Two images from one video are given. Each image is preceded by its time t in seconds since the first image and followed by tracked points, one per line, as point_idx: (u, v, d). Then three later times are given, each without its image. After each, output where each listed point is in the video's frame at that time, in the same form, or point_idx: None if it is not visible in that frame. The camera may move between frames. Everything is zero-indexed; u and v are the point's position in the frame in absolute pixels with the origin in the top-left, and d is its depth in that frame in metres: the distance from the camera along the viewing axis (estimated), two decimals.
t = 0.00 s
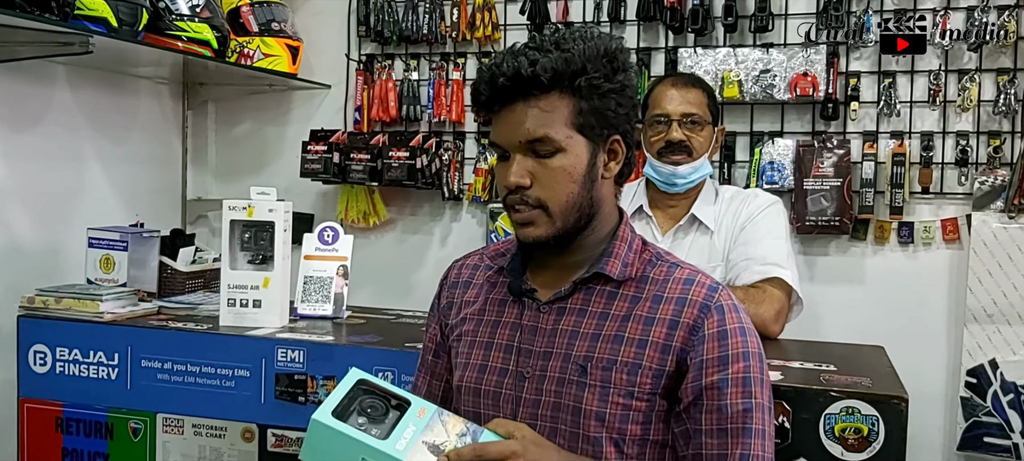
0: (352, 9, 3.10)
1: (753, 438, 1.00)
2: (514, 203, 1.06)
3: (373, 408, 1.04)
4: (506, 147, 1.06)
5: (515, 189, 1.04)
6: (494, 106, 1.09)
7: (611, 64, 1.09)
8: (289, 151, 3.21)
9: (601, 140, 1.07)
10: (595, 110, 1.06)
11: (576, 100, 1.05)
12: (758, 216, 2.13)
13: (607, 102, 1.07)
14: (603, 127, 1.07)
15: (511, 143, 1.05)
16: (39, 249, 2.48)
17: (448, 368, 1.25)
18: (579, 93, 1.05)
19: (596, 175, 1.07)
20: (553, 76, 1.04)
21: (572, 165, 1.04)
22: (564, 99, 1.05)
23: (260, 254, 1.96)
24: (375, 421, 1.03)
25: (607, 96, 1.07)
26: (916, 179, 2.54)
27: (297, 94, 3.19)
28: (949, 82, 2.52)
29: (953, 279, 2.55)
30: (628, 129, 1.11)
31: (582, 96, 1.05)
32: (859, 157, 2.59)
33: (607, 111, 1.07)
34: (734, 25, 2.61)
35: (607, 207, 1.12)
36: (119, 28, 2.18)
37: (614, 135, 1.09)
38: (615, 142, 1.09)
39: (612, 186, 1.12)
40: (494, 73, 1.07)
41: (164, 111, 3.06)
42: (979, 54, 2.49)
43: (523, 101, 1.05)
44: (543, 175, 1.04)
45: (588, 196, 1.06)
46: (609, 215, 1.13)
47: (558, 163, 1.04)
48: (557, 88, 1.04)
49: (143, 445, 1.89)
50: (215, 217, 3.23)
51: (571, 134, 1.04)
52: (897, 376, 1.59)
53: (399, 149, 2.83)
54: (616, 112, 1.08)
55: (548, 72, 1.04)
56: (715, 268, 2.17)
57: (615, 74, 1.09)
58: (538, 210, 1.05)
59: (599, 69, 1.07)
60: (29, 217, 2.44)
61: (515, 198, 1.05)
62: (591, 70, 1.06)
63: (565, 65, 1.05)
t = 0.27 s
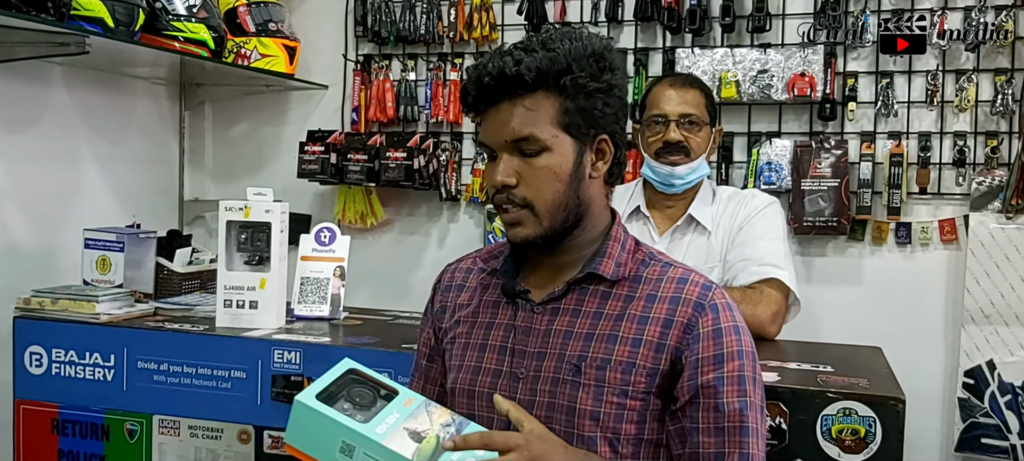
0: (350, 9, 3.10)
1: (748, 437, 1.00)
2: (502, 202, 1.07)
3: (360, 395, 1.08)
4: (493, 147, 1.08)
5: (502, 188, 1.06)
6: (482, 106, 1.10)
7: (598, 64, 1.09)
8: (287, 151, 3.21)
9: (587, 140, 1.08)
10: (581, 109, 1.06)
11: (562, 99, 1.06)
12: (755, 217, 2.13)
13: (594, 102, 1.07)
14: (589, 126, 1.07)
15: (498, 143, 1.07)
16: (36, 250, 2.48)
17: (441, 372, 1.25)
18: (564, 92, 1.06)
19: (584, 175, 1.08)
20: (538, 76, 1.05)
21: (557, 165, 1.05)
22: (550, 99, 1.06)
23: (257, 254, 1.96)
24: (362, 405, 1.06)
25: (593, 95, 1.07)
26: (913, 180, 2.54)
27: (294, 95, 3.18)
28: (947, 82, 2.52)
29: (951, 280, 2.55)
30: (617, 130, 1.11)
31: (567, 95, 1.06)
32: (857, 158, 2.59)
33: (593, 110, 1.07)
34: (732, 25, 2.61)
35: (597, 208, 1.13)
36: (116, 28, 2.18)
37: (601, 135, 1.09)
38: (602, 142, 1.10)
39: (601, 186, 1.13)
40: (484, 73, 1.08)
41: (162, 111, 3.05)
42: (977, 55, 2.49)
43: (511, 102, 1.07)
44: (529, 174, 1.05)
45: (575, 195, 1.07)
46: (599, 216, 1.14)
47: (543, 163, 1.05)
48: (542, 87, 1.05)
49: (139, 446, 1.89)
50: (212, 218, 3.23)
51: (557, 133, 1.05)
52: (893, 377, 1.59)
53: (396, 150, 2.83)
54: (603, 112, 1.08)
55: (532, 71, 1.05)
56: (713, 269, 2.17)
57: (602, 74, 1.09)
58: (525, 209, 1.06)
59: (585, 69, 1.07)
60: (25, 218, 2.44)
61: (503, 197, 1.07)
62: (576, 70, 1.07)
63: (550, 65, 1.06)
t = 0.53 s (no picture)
0: (348, 9, 3.10)
1: (740, 431, 1.00)
2: (498, 200, 1.07)
3: (351, 395, 1.08)
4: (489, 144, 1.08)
5: (498, 186, 1.06)
6: (480, 103, 1.11)
7: (595, 64, 1.10)
8: (285, 152, 3.20)
9: (584, 138, 1.08)
10: (578, 108, 1.07)
11: (559, 98, 1.06)
12: (754, 217, 2.12)
13: (590, 101, 1.08)
14: (585, 125, 1.07)
15: (495, 140, 1.07)
16: (34, 250, 2.48)
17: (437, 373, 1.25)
18: (561, 90, 1.06)
19: (581, 173, 1.08)
20: (536, 73, 1.06)
21: (553, 163, 1.05)
22: (547, 97, 1.06)
23: (255, 254, 1.95)
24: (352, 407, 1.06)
25: (590, 94, 1.08)
26: (912, 179, 2.54)
27: (292, 95, 3.18)
28: (945, 82, 2.52)
29: (949, 280, 2.55)
30: (611, 128, 1.12)
31: (564, 93, 1.06)
32: (855, 158, 2.58)
33: (589, 109, 1.08)
34: (730, 25, 2.61)
35: (592, 206, 1.14)
36: (113, 28, 2.17)
37: (597, 134, 1.10)
38: (598, 141, 1.10)
39: (595, 184, 1.13)
40: (483, 69, 1.09)
41: (160, 112, 3.04)
42: (975, 54, 2.49)
43: (507, 99, 1.07)
44: (526, 172, 1.05)
45: (570, 193, 1.07)
46: (595, 214, 1.15)
47: (540, 160, 1.05)
48: (539, 85, 1.06)
49: (138, 446, 1.89)
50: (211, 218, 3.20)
51: (554, 131, 1.06)
52: (892, 377, 1.59)
53: (395, 150, 2.83)
54: (599, 111, 1.09)
55: (530, 68, 1.05)
56: (712, 268, 2.16)
57: (599, 73, 1.10)
58: (521, 207, 1.06)
59: (582, 68, 1.08)
60: (23, 218, 2.43)
61: (500, 196, 1.06)
62: (574, 69, 1.07)
63: (548, 63, 1.06)
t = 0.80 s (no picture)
0: (347, 9, 3.10)
1: (734, 430, 1.00)
2: (494, 200, 1.07)
3: (352, 388, 1.08)
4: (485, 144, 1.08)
5: (494, 186, 1.06)
6: (475, 102, 1.10)
7: (590, 62, 1.10)
8: (284, 152, 3.20)
9: (579, 137, 1.08)
10: (573, 107, 1.07)
11: (555, 97, 1.06)
12: (752, 218, 2.12)
13: (586, 100, 1.08)
14: (581, 124, 1.08)
15: (491, 138, 1.07)
16: (32, 250, 2.47)
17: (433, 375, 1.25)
18: (556, 90, 1.06)
19: (576, 172, 1.08)
20: (531, 73, 1.05)
21: (549, 162, 1.05)
22: (543, 96, 1.06)
23: (254, 254, 1.95)
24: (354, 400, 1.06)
25: (585, 93, 1.08)
26: (911, 179, 2.54)
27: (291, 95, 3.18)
28: (944, 81, 2.52)
29: (949, 280, 2.55)
30: (607, 127, 1.12)
31: (559, 92, 1.06)
32: (854, 157, 2.58)
33: (585, 108, 1.08)
34: (730, 24, 2.61)
35: (587, 205, 1.14)
36: (112, 28, 2.17)
37: (592, 133, 1.10)
38: (593, 140, 1.10)
39: (590, 183, 1.13)
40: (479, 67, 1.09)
41: (159, 112, 3.04)
42: (974, 54, 2.49)
43: (503, 98, 1.07)
44: (522, 171, 1.05)
45: (566, 192, 1.07)
46: (589, 214, 1.15)
47: (537, 159, 1.05)
48: (535, 84, 1.06)
49: (136, 447, 1.89)
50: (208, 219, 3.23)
51: (550, 130, 1.05)
52: (890, 377, 1.59)
53: (394, 149, 2.82)
54: (594, 109, 1.09)
55: (525, 67, 1.05)
56: (711, 268, 2.16)
57: (594, 72, 1.10)
58: (517, 206, 1.06)
59: (577, 67, 1.08)
60: (22, 218, 2.43)
61: (496, 194, 1.06)
62: (569, 67, 1.07)
63: (544, 62, 1.06)
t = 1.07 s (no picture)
0: (346, 8, 3.10)
1: (732, 427, 1.00)
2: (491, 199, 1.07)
3: (357, 366, 1.10)
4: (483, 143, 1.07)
5: (492, 185, 1.06)
6: (474, 102, 1.10)
7: (587, 61, 1.10)
8: (283, 151, 3.20)
9: (577, 136, 1.08)
10: (572, 106, 1.07)
11: (553, 96, 1.06)
12: (752, 219, 2.12)
13: (584, 99, 1.08)
14: (579, 123, 1.08)
15: (489, 138, 1.06)
16: (32, 250, 2.47)
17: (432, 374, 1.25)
18: (554, 89, 1.06)
19: (574, 171, 1.08)
20: (529, 72, 1.05)
21: (547, 161, 1.05)
22: (541, 96, 1.06)
23: (253, 254, 1.95)
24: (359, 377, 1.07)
25: (583, 92, 1.08)
26: (910, 179, 2.54)
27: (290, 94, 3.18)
28: (944, 81, 2.52)
29: (948, 280, 2.55)
30: (605, 127, 1.12)
31: (558, 91, 1.06)
32: (854, 157, 2.58)
33: (583, 107, 1.08)
34: (729, 24, 2.61)
35: (585, 204, 1.14)
36: (111, 27, 2.17)
37: (590, 132, 1.10)
38: (591, 139, 1.10)
39: (589, 183, 1.13)
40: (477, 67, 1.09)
41: (158, 111, 3.04)
42: (974, 54, 2.49)
43: (501, 97, 1.07)
44: (520, 170, 1.05)
45: (564, 191, 1.08)
46: (587, 213, 1.15)
47: (534, 158, 1.05)
48: (533, 84, 1.06)
49: (135, 447, 1.88)
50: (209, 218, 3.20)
51: (547, 129, 1.05)
52: (890, 377, 1.59)
53: (393, 149, 2.82)
54: (592, 108, 1.09)
55: (524, 67, 1.05)
56: (711, 268, 2.16)
57: (591, 71, 1.10)
58: (516, 205, 1.06)
59: (575, 66, 1.08)
60: (21, 218, 2.43)
61: (495, 194, 1.06)
62: (567, 67, 1.07)
63: (541, 61, 1.06)
